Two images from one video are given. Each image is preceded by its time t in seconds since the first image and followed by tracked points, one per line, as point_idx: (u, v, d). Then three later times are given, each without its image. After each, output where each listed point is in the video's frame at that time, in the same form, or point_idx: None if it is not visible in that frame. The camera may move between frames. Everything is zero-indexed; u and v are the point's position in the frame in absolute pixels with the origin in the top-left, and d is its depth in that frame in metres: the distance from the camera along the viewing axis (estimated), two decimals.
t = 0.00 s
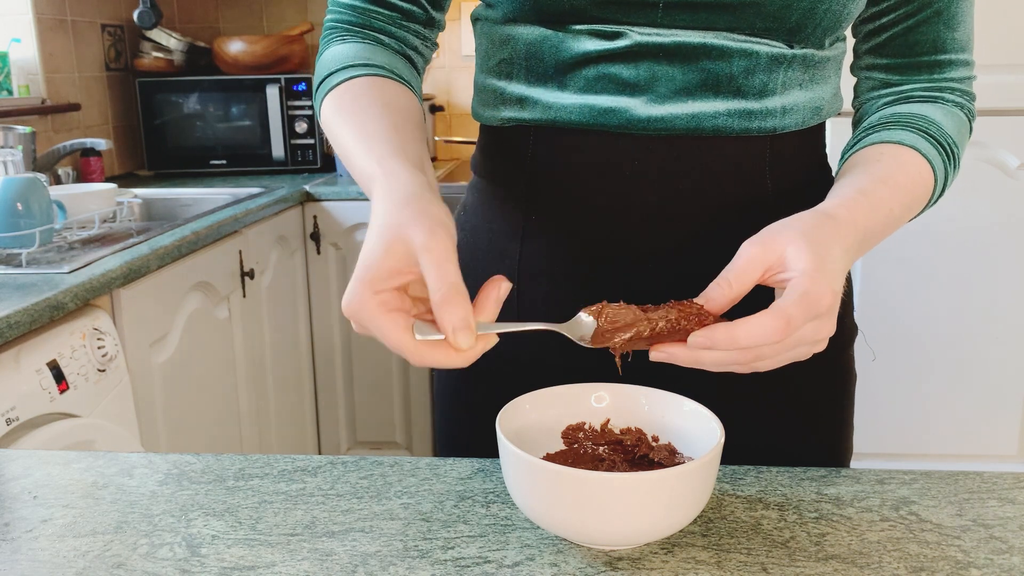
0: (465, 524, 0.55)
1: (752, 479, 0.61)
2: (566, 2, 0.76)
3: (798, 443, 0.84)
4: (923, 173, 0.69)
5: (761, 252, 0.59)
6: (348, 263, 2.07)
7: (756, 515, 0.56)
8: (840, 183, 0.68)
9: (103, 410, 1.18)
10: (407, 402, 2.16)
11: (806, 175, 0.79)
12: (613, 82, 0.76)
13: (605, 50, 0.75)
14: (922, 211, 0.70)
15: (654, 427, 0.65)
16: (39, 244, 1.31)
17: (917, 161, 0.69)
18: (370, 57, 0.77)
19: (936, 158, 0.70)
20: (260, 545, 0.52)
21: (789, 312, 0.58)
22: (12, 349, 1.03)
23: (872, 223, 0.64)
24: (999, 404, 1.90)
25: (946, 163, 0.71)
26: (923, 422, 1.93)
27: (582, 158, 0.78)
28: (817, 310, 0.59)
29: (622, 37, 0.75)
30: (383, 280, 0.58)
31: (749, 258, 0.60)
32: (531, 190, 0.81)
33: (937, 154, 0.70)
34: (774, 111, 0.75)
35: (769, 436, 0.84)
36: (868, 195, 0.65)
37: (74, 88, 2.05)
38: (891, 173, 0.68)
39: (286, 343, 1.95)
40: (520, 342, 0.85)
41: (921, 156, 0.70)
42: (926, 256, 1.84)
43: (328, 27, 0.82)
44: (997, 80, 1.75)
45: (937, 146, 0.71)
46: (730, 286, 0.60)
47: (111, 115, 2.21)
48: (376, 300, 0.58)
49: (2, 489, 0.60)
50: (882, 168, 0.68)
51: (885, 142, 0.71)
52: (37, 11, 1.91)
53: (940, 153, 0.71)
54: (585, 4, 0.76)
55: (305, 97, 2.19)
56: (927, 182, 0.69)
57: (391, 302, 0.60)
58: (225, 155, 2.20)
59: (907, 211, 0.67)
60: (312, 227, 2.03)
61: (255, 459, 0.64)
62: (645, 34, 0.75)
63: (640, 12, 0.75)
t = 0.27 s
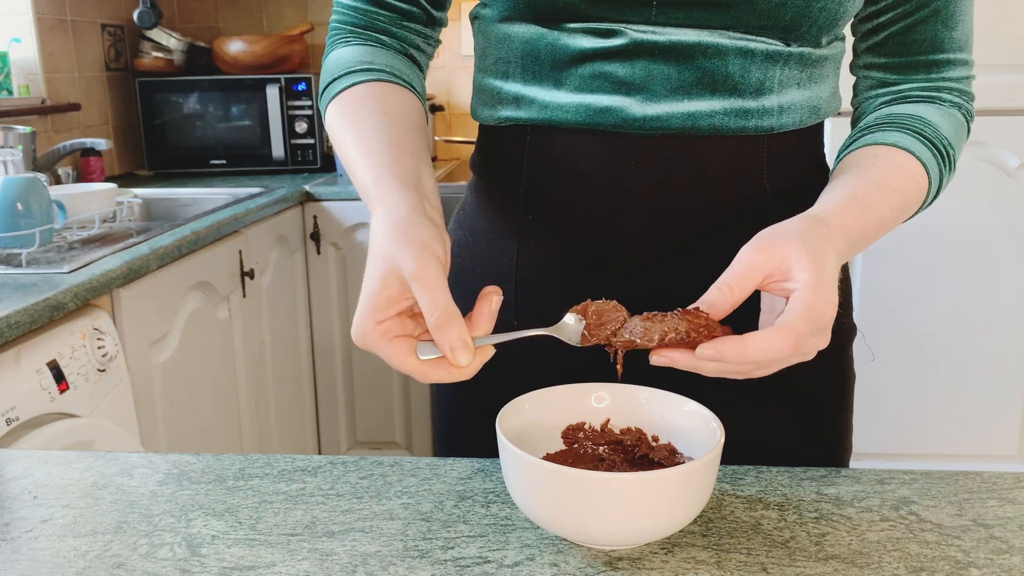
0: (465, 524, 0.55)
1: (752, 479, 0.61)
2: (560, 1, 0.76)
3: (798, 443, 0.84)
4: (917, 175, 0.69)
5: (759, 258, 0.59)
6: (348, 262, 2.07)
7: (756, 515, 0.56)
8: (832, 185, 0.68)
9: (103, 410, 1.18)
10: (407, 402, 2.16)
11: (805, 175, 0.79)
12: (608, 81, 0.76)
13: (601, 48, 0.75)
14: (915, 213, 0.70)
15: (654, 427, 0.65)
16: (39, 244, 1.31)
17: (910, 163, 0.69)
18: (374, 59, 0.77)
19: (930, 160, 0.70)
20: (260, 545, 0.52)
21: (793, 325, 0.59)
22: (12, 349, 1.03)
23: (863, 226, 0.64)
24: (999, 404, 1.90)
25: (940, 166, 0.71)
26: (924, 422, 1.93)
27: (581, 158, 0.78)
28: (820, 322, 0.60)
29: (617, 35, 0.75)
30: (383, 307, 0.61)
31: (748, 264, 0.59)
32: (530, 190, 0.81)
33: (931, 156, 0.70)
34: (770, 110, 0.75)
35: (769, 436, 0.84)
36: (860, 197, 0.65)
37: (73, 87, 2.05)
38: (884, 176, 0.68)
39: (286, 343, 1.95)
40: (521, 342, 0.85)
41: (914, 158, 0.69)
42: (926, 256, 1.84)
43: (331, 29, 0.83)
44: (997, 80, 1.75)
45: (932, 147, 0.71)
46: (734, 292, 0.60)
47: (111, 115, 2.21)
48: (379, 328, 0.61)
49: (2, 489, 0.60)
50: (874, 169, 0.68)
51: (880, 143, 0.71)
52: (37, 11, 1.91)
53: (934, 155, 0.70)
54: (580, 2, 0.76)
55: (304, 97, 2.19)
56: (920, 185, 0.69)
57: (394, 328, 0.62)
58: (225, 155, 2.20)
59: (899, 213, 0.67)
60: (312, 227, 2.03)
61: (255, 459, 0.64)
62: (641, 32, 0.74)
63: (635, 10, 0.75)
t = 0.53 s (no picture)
0: (465, 524, 0.55)
1: (752, 479, 0.61)
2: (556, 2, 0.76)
3: (798, 443, 0.84)
4: (912, 175, 0.68)
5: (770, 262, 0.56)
6: (348, 262, 2.07)
7: (756, 515, 0.56)
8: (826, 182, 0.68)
9: (103, 410, 1.18)
10: (407, 402, 2.16)
11: (806, 175, 0.79)
12: (605, 80, 0.76)
13: (598, 48, 0.75)
14: (910, 212, 0.70)
15: (654, 427, 0.65)
16: (39, 244, 1.31)
17: (905, 162, 0.69)
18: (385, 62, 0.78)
19: (925, 159, 0.70)
20: (259, 545, 0.52)
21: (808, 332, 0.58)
22: (12, 349, 1.03)
23: (857, 226, 0.63)
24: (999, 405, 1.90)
25: (935, 165, 0.70)
26: (924, 423, 1.93)
27: (581, 158, 0.78)
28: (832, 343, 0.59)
29: (613, 35, 0.75)
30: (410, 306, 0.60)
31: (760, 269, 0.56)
32: (531, 190, 0.81)
33: (926, 155, 0.70)
34: (769, 108, 0.75)
35: (769, 436, 0.84)
36: (857, 197, 0.64)
37: (73, 87, 2.05)
38: (878, 176, 0.67)
39: (286, 344, 1.95)
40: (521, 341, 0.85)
41: (909, 156, 0.69)
42: (926, 256, 1.84)
43: (343, 33, 0.84)
44: (997, 80, 1.75)
45: (927, 147, 0.70)
46: (747, 296, 0.57)
47: (111, 115, 2.21)
48: (404, 327, 0.61)
49: (2, 489, 0.60)
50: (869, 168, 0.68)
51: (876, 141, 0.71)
52: (37, 11, 1.91)
53: (929, 154, 0.70)
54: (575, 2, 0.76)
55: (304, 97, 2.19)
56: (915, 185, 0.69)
57: (419, 327, 0.62)
58: (225, 155, 2.20)
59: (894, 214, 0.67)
60: (312, 227, 2.03)
61: (255, 459, 0.64)
62: (637, 32, 0.74)
63: (630, 9, 0.75)
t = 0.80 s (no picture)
0: (465, 524, 0.55)
1: (752, 479, 0.61)
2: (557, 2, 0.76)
3: (798, 443, 0.84)
4: (908, 176, 0.68)
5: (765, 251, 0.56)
6: (348, 262, 2.07)
7: (756, 515, 0.56)
8: (820, 180, 0.67)
9: (103, 410, 1.18)
10: (407, 402, 2.16)
11: (806, 175, 0.79)
12: (604, 80, 0.76)
13: (599, 48, 0.75)
14: (905, 212, 0.70)
15: (654, 427, 0.65)
16: (39, 244, 1.31)
17: (901, 159, 0.68)
18: (385, 58, 0.78)
19: (923, 158, 0.69)
20: (260, 545, 0.52)
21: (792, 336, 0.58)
22: (12, 349, 1.03)
23: (847, 227, 0.63)
24: (998, 405, 1.90)
25: (933, 164, 0.70)
26: (924, 422, 1.93)
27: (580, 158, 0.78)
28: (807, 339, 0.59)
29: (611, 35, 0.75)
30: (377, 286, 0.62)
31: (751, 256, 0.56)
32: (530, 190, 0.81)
33: (925, 154, 0.70)
34: (768, 108, 0.75)
35: (769, 436, 0.84)
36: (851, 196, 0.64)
37: (73, 88, 2.05)
38: (873, 175, 0.67)
39: (286, 344, 1.95)
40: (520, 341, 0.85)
41: (906, 154, 0.69)
42: (925, 256, 1.84)
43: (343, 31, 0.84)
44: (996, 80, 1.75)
45: (926, 145, 0.70)
46: (730, 283, 0.57)
47: (111, 115, 2.21)
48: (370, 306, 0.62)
49: (2, 489, 0.60)
50: (862, 165, 0.68)
51: (872, 138, 0.71)
52: (37, 11, 1.91)
53: (927, 152, 0.70)
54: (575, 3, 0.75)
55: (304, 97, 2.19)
56: (909, 184, 0.68)
57: (386, 306, 0.63)
58: (224, 155, 2.20)
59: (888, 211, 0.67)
60: (312, 227, 2.03)
61: (255, 459, 0.64)
62: (636, 31, 0.74)
63: (629, 8, 0.74)
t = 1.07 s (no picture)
0: (465, 524, 0.55)
1: (752, 479, 0.61)
2: (539, 11, 0.76)
3: (797, 443, 0.84)
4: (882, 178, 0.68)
5: (783, 274, 0.53)
6: (348, 262, 2.07)
7: (756, 515, 0.56)
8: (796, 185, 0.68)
9: (103, 410, 1.18)
10: (407, 402, 2.16)
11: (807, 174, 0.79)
12: (596, 84, 0.76)
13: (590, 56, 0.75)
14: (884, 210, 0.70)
15: (654, 427, 0.65)
16: (39, 244, 1.31)
17: (875, 157, 0.69)
18: (406, 81, 0.78)
19: (901, 157, 0.70)
20: (260, 545, 0.52)
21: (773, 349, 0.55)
22: (12, 349, 1.03)
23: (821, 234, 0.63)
24: (999, 405, 1.90)
25: (912, 161, 0.71)
26: (924, 422, 1.93)
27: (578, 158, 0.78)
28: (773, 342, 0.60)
29: (597, 42, 0.75)
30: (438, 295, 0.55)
31: (770, 282, 0.53)
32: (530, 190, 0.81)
33: (900, 150, 0.70)
34: (756, 104, 0.75)
35: (769, 436, 0.84)
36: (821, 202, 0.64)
37: (73, 87, 2.05)
38: (844, 179, 0.67)
39: (287, 343, 1.95)
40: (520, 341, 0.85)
41: (880, 151, 0.69)
42: (925, 256, 1.84)
43: (352, 56, 0.84)
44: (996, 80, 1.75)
45: (901, 140, 0.71)
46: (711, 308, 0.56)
47: (111, 115, 2.21)
48: (436, 282, 0.56)
49: (2, 489, 0.60)
50: (836, 167, 0.68)
51: (846, 139, 0.71)
52: (37, 11, 1.91)
53: (906, 150, 0.70)
54: (558, 12, 0.75)
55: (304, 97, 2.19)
56: (885, 180, 0.69)
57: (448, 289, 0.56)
58: (224, 155, 2.20)
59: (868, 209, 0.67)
60: (312, 227, 2.03)
61: (255, 459, 0.64)
62: (618, 37, 0.75)
63: (611, 17, 0.75)
